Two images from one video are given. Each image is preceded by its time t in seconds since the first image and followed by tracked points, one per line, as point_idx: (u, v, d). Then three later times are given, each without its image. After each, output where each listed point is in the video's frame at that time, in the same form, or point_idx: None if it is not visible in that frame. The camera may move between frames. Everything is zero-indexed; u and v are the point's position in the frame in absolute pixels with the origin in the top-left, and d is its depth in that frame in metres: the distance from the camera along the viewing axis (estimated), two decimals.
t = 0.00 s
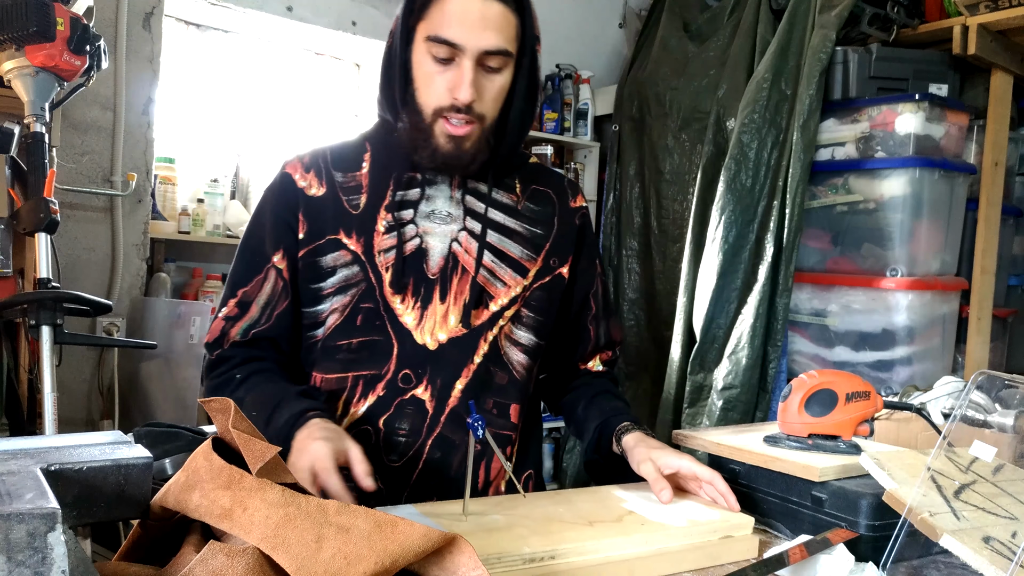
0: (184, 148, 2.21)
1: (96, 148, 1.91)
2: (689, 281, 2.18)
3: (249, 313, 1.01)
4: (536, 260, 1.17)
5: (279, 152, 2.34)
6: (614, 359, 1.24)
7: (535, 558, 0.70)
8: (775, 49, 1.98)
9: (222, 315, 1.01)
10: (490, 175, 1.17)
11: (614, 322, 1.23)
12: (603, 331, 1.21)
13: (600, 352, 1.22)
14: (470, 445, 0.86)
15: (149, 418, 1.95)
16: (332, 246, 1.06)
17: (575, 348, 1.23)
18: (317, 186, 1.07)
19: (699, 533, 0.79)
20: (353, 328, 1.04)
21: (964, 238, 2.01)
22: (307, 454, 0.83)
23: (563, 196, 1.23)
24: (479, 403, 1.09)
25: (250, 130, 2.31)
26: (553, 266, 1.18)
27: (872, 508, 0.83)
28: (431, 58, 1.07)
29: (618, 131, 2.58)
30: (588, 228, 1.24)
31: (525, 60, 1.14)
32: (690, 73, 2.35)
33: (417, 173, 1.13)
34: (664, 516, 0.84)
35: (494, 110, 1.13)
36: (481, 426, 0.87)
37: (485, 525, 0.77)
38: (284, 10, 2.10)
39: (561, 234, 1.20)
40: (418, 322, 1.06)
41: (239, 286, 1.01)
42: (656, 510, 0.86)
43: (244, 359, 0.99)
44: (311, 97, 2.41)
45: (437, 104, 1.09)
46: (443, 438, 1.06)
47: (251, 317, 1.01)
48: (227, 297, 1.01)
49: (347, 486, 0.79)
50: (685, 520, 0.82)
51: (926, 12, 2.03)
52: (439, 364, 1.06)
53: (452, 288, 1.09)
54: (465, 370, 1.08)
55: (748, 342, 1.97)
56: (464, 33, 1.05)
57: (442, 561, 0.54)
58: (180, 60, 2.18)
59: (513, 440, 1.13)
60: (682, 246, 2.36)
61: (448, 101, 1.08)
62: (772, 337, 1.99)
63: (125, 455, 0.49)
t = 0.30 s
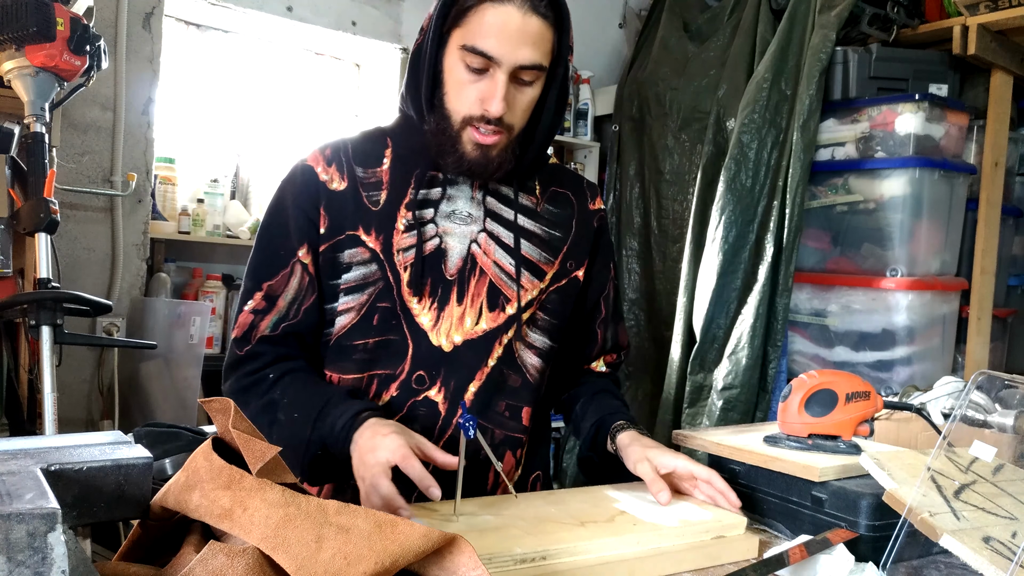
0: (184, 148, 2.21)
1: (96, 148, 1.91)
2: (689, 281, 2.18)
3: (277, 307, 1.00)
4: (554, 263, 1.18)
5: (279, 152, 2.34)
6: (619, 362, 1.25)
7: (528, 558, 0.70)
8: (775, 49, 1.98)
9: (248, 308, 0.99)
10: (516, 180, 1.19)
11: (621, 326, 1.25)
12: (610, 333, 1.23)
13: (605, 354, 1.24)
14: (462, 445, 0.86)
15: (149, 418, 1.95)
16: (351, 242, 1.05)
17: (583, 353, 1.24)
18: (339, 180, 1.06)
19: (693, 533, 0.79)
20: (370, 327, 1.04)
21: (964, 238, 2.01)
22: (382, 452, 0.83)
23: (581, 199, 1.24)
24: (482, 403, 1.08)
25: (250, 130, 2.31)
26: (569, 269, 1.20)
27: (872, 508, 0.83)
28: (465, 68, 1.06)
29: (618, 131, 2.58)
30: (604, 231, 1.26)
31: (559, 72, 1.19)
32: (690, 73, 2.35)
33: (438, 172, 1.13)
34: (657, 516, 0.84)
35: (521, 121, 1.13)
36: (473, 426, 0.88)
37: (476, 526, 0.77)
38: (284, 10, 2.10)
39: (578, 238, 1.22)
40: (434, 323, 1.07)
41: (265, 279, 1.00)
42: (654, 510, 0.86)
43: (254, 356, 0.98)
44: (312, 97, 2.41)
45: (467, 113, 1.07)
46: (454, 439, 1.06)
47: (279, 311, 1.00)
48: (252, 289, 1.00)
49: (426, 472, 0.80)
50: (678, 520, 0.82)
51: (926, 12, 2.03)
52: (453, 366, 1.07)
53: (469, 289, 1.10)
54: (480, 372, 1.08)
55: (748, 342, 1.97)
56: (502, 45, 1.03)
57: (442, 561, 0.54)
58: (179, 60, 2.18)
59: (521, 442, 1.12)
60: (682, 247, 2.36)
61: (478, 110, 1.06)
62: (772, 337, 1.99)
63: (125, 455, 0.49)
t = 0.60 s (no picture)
0: (184, 148, 2.21)
1: (96, 148, 1.91)
2: (689, 281, 2.18)
3: (279, 308, 1.01)
4: (550, 262, 1.18)
5: (279, 152, 2.35)
6: (609, 363, 1.25)
7: (528, 558, 0.70)
8: (775, 49, 1.98)
9: (252, 309, 0.99)
10: (512, 178, 1.19)
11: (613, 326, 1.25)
12: (602, 333, 1.24)
13: (596, 352, 1.24)
14: (463, 445, 0.86)
15: (149, 418, 1.96)
16: (349, 243, 1.05)
17: (577, 351, 1.24)
18: (336, 181, 1.06)
19: (693, 533, 0.79)
20: (370, 329, 1.04)
21: (964, 238, 2.01)
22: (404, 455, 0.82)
23: (576, 199, 1.24)
24: (484, 404, 1.08)
25: (250, 130, 2.31)
26: (565, 268, 1.20)
27: (872, 508, 0.83)
28: (462, 65, 1.05)
29: (618, 131, 2.58)
30: (599, 230, 1.26)
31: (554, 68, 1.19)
32: (690, 73, 2.35)
33: (434, 171, 1.13)
34: (656, 516, 0.84)
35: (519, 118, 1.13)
36: (473, 426, 0.87)
37: (475, 526, 0.77)
38: (284, 10, 2.10)
39: (574, 238, 1.22)
40: (434, 323, 1.07)
41: (265, 281, 1.00)
42: (653, 510, 0.86)
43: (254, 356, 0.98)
44: (311, 97, 2.41)
45: (465, 111, 1.07)
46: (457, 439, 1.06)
47: (282, 312, 1.00)
48: (254, 291, 1.00)
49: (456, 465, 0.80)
50: (678, 520, 0.82)
51: (926, 12, 2.03)
52: (454, 366, 1.07)
53: (468, 289, 1.10)
54: (481, 372, 1.08)
55: (748, 342, 1.97)
56: (499, 40, 1.03)
57: (442, 561, 0.54)
58: (179, 60, 2.18)
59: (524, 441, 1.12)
60: (682, 247, 2.36)
61: (477, 108, 1.06)
62: (772, 337, 1.99)
63: (125, 455, 0.49)
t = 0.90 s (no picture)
0: (184, 149, 2.21)
1: (96, 148, 1.91)
2: (689, 281, 2.18)
3: (274, 312, 1.01)
4: (546, 260, 1.18)
5: (279, 152, 2.34)
6: (604, 363, 1.25)
7: (528, 558, 0.70)
8: (775, 50, 1.98)
9: (246, 314, 0.99)
10: (505, 175, 1.19)
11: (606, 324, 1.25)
12: (596, 331, 1.23)
13: (591, 354, 1.24)
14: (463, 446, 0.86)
15: (149, 418, 1.96)
16: (345, 245, 1.05)
17: (571, 350, 1.24)
18: (330, 183, 1.06)
19: (694, 533, 0.79)
20: (369, 331, 1.04)
21: (964, 238, 2.01)
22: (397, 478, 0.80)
23: (569, 197, 1.24)
24: (487, 404, 1.08)
25: (250, 130, 2.31)
26: (560, 266, 1.20)
27: (872, 507, 0.83)
28: (456, 66, 1.06)
29: (618, 131, 2.58)
30: (592, 228, 1.26)
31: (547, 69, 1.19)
32: (690, 73, 2.35)
33: (430, 171, 1.13)
34: (657, 516, 0.84)
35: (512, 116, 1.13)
36: (473, 426, 0.88)
37: (475, 526, 0.77)
38: (284, 10, 2.10)
39: (567, 236, 1.22)
40: (433, 323, 1.07)
41: (261, 285, 1.00)
42: (653, 510, 0.86)
43: (256, 357, 0.98)
44: (311, 97, 2.41)
45: (458, 111, 1.07)
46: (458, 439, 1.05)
47: (276, 316, 1.00)
48: (249, 295, 1.00)
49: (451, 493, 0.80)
50: (678, 520, 0.82)
51: (926, 12, 2.03)
52: (455, 366, 1.07)
53: (466, 288, 1.10)
54: (481, 371, 1.08)
55: (748, 342, 1.97)
56: (491, 41, 1.03)
57: (442, 561, 0.54)
58: (180, 60, 2.18)
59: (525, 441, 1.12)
60: (682, 247, 2.36)
61: (470, 107, 1.07)
62: (772, 337, 1.99)
63: (124, 455, 0.49)
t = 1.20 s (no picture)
0: (184, 149, 2.21)
1: (96, 148, 1.91)
2: (689, 281, 2.18)
3: (276, 311, 1.01)
4: (547, 262, 1.18)
5: (279, 152, 2.34)
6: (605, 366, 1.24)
7: (528, 558, 0.70)
8: (775, 50, 1.98)
9: (248, 312, 0.99)
10: (508, 175, 1.19)
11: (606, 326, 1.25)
12: (597, 334, 1.23)
13: (591, 357, 1.23)
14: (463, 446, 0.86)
15: (149, 418, 1.96)
16: (348, 244, 1.05)
17: (572, 352, 1.24)
18: (334, 182, 1.06)
19: (695, 533, 0.79)
20: (370, 331, 1.04)
21: (964, 238, 2.01)
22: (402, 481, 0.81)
23: (571, 200, 1.24)
24: (489, 406, 1.08)
25: (250, 130, 2.31)
26: (561, 268, 1.20)
27: (872, 508, 0.83)
28: (443, 36, 1.08)
29: (618, 131, 2.58)
30: (594, 231, 1.26)
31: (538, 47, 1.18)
32: (690, 73, 2.35)
33: (434, 171, 1.13)
34: (657, 516, 0.84)
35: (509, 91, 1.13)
36: (473, 426, 0.88)
37: (475, 526, 0.77)
38: (284, 10, 2.10)
39: (569, 239, 1.22)
40: (435, 323, 1.07)
41: (263, 283, 1.00)
42: (653, 510, 0.86)
43: (257, 358, 0.99)
44: (311, 97, 2.41)
45: (450, 83, 1.09)
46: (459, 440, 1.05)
47: (278, 314, 1.00)
48: (251, 293, 1.00)
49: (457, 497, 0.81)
50: (679, 520, 0.82)
51: (926, 12, 2.03)
52: (456, 367, 1.06)
53: (468, 289, 1.10)
54: (482, 372, 1.08)
55: (748, 342, 1.97)
56: (478, 5, 1.07)
57: (442, 561, 0.54)
58: (180, 60, 2.18)
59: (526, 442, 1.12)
60: (682, 247, 2.36)
61: (462, 77, 1.09)
62: (772, 337, 1.99)
63: (124, 455, 0.49)
